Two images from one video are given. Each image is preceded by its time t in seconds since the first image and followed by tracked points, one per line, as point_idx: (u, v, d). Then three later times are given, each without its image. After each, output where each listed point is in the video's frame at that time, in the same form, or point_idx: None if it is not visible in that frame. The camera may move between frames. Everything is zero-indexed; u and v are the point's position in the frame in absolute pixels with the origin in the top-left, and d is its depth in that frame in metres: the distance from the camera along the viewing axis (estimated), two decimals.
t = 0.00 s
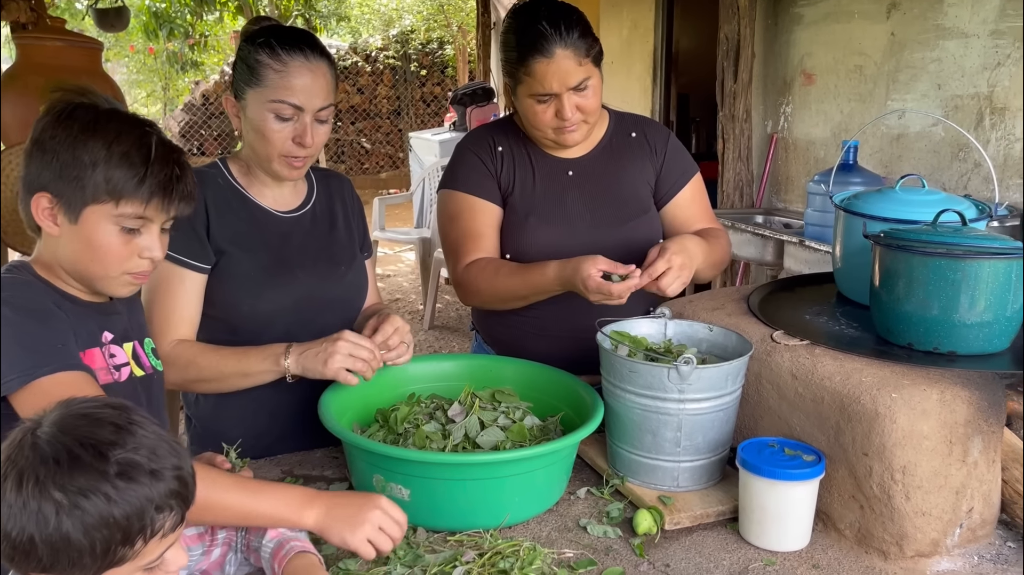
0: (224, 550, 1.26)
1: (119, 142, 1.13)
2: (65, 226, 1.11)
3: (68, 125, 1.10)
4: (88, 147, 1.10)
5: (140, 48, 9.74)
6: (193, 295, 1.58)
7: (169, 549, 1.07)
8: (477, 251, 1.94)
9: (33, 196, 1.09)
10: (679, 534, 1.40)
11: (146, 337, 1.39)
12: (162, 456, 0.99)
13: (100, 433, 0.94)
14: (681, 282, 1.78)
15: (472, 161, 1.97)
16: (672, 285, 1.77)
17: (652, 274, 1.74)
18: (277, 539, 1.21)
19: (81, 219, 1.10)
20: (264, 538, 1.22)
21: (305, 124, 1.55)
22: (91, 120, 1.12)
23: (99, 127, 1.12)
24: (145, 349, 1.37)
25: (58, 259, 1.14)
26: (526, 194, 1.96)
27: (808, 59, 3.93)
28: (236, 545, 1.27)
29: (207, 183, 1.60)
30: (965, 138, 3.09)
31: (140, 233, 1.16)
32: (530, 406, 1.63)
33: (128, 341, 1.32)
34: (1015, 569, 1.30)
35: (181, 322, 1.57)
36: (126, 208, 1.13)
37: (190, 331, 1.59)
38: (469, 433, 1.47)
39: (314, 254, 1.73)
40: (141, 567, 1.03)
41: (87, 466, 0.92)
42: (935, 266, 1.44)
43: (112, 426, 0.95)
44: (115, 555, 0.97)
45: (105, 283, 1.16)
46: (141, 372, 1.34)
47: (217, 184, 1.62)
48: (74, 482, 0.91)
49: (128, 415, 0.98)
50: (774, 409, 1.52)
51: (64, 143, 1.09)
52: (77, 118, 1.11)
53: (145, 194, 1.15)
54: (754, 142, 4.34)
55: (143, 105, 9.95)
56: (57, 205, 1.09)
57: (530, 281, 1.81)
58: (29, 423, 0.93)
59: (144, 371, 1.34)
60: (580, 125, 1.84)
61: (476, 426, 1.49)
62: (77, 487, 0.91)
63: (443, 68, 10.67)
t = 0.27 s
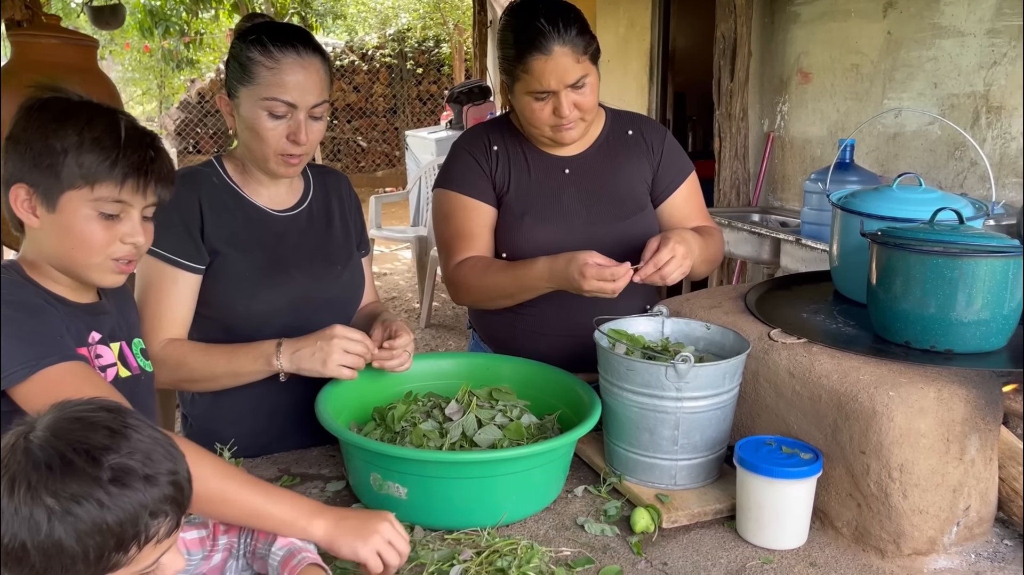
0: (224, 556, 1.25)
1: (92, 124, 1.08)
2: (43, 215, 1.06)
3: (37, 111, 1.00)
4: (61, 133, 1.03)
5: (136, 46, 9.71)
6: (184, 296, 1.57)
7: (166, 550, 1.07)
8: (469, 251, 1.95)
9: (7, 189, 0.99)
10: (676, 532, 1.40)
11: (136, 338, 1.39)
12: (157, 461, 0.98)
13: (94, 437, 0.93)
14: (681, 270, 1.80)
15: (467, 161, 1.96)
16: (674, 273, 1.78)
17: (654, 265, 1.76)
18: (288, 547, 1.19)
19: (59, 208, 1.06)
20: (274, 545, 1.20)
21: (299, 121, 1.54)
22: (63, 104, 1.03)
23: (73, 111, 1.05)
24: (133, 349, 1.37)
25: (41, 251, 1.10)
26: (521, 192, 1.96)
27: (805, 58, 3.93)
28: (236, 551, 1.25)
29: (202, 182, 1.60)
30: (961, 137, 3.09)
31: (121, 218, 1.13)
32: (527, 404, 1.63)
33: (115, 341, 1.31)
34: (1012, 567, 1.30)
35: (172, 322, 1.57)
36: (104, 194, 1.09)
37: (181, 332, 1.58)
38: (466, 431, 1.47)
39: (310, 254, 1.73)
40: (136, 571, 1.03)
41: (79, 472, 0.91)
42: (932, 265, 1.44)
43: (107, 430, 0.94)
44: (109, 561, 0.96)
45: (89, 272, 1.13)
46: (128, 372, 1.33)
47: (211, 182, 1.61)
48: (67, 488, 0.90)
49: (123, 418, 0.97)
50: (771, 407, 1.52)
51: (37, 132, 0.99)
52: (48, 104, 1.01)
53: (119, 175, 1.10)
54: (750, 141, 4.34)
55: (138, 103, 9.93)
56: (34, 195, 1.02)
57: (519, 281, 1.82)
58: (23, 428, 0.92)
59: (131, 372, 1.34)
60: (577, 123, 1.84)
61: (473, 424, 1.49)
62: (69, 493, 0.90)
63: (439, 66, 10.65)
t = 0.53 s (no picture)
0: (216, 553, 1.25)
1: (67, 123, 1.10)
2: (20, 212, 1.06)
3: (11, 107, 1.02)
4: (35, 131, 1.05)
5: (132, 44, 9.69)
6: (184, 301, 1.55)
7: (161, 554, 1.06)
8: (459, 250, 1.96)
9: None
10: (675, 533, 1.39)
11: (123, 335, 1.39)
12: (152, 465, 0.97)
13: (89, 441, 0.93)
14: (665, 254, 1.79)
15: (461, 162, 1.96)
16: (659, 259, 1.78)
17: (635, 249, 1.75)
18: (269, 536, 1.19)
19: (34, 204, 1.06)
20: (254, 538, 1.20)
21: (285, 120, 1.53)
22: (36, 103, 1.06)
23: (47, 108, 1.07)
24: (121, 346, 1.37)
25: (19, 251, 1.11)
26: (516, 192, 1.95)
27: (803, 57, 3.93)
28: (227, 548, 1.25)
29: (197, 184, 1.59)
30: (960, 136, 3.09)
31: (97, 215, 1.13)
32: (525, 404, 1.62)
33: (101, 340, 1.31)
34: (1012, 568, 1.30)
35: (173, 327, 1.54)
36: (78, 188, 1.10)
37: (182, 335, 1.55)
38: (464, 432, 1.46)
39: (308, 254, 1.72)
40: None
41: (74, 475, 0.90)
42: (931, 265, 1.44)
43: (103, 434, 0.94)
44: (103, 566, 0.95)
45: (69, 272, 1.13)
46: (116, 370, 1.33)
47: (206, 184, 1.60)
48: (61, 491, 0.89)
49: (120, 422, 0.97)
50: (771, 408, 1.51)
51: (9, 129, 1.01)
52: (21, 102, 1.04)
53: (92, 171, 1.11)
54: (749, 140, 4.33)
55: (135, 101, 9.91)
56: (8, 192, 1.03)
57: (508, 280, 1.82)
58: (16, 430, 0.91)
59: (119, 369, 1.34)
60: (574, 122, 1.83)
61: (471, 424, 1.48)
62: (64, 496, 0.89)
63: (437, 64, 10.62)
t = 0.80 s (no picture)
0: (212, 555, 1.24)
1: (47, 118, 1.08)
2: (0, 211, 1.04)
3: None
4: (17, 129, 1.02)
5: (129, 43, 9.67)
6: (187, 313, 1.51)
7: (160, 553, 1.06)
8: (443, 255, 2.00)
9: None
10: (676, 534, 1.39)
11: (116, 333, 1.38)
12: (159, 453, 0.98)
13: (98, 427, 0.93)
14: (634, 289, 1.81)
15: (450, 166, 1.97)
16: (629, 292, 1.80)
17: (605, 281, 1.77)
18: (265, 547, 1.19)
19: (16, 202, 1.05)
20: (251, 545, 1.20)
21: (264, 124, 1.50)
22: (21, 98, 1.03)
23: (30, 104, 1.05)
24: (114, 343, 1.36)
25: None
26: (508, 197, 1.95)
27: (802, 57, 3.92)
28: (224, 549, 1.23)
29: (191, 191, 1.57)
30: (959, 136, 3.09)
31: (81, 210, 1.12)
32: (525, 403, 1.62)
33: (92, 338, 1.31)
34: (1014, 569, 1.30)
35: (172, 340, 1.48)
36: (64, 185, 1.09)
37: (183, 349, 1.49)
38: (464, 432, 1.45)
39: (306, 259, 1.71)
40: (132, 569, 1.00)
41: (86, 458, 0.90)
42: (932, 265, 1.43)
43: (110, 422, 0.94)
44: (108, 553, 0.93)
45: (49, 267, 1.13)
46: (107, 367, 1.32)
47: (200, 191, 1.59)
48: (73, 473, 0.88)
49: (125, 413, 0.98)
50: (771, 408, 1.51)
51: None
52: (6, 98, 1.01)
53: (73, 165, 1.10)
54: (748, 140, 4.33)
55: (132, 100, 9.88)
56: None
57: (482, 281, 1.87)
58: (20, 419, 0.90)
59: (110, 366, 1.33)
60: (573, 128, 1.82)
61: (471, 425, 1.47)
62: (75, 477, 0.88)
63: (435, 64, 10.61)
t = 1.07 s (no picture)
0: (215, 566, 1.21)
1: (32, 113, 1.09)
2: None
3: None
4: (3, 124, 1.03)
5: (128, 42, 9.66)
6: (175, 323, 1.52)
7: (160, 556, 1.05)
8: (437, 260, 2.00)
9: None
10: (677, 537, 1.38)
11: (116, 333, 1.37)
12: (163, 450, 0.97)
13: (103, 424, 0.92)
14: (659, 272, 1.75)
15: (446, 171, 1.97)
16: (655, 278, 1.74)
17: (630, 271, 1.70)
18: (282, 558, 1.16)
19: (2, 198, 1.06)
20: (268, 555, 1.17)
21: (257, 136, 1.49)
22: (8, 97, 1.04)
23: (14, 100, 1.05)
24: (114, 344, 1.35)
25: None
26: (504, 201, 1.96)
27: (802, 59, 3.92)
28: (228, 558, 1.21)
29: (183, 200, 1.56)
30: (959, 138, 3.09)
31: (68, 207, 1.13)
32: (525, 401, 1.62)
33: (90, 339, 1.30)
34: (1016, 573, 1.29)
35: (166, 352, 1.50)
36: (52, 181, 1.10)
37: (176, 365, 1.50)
38: (466, 428, 1.45)
39: (304, 262, 1.70)
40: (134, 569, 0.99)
41: (91, 454, 0.89)
42: (935, 268, 1.43)
43: (115, 419, 0.94)
44: (112, 551, 0.92)
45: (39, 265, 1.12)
46: (106, 368, 1.32)
47: (193, 200, 1.57)
48: (78, 468, 0.88)
49: (129, 413, 0.97)
50: (773, 411, 1.50)
51: None
52: None
53: (58, 161, 1.10)
54: (747, 141, 4.33)
55: (130, 99, 9.86)
56: None
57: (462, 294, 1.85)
58: (25, 420, 0.90)
59: (108, 367, 1.32)
60: (570, 130, 1.81)
61: (472, 421, 1.47)
62: (81, 472, 0.88)
63: (434, 64, 10.62)
